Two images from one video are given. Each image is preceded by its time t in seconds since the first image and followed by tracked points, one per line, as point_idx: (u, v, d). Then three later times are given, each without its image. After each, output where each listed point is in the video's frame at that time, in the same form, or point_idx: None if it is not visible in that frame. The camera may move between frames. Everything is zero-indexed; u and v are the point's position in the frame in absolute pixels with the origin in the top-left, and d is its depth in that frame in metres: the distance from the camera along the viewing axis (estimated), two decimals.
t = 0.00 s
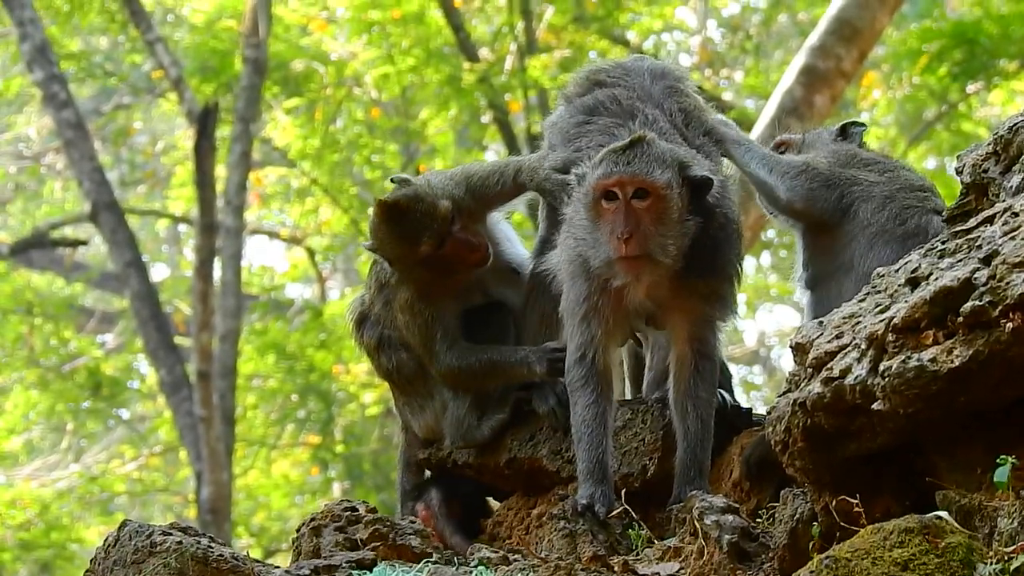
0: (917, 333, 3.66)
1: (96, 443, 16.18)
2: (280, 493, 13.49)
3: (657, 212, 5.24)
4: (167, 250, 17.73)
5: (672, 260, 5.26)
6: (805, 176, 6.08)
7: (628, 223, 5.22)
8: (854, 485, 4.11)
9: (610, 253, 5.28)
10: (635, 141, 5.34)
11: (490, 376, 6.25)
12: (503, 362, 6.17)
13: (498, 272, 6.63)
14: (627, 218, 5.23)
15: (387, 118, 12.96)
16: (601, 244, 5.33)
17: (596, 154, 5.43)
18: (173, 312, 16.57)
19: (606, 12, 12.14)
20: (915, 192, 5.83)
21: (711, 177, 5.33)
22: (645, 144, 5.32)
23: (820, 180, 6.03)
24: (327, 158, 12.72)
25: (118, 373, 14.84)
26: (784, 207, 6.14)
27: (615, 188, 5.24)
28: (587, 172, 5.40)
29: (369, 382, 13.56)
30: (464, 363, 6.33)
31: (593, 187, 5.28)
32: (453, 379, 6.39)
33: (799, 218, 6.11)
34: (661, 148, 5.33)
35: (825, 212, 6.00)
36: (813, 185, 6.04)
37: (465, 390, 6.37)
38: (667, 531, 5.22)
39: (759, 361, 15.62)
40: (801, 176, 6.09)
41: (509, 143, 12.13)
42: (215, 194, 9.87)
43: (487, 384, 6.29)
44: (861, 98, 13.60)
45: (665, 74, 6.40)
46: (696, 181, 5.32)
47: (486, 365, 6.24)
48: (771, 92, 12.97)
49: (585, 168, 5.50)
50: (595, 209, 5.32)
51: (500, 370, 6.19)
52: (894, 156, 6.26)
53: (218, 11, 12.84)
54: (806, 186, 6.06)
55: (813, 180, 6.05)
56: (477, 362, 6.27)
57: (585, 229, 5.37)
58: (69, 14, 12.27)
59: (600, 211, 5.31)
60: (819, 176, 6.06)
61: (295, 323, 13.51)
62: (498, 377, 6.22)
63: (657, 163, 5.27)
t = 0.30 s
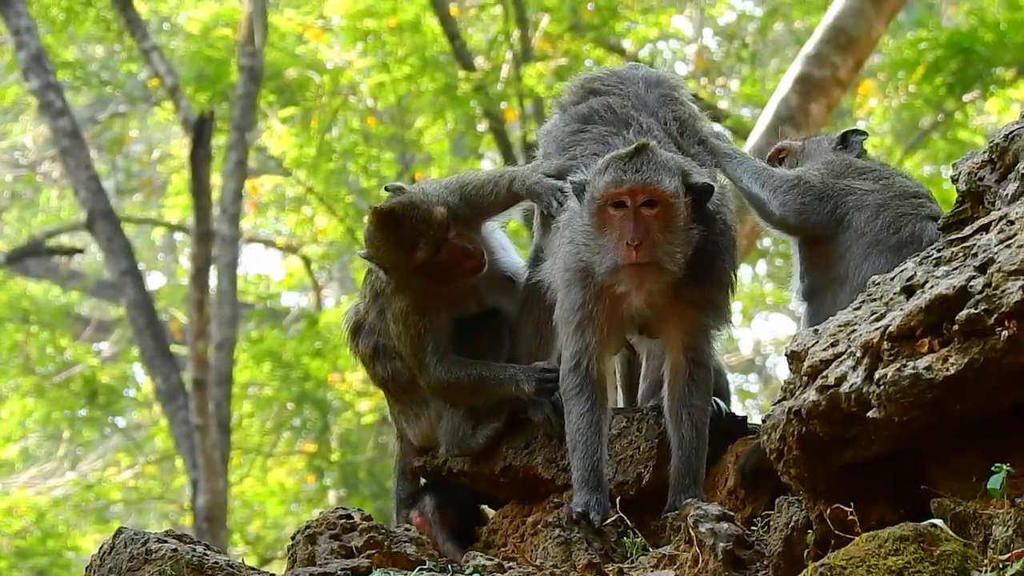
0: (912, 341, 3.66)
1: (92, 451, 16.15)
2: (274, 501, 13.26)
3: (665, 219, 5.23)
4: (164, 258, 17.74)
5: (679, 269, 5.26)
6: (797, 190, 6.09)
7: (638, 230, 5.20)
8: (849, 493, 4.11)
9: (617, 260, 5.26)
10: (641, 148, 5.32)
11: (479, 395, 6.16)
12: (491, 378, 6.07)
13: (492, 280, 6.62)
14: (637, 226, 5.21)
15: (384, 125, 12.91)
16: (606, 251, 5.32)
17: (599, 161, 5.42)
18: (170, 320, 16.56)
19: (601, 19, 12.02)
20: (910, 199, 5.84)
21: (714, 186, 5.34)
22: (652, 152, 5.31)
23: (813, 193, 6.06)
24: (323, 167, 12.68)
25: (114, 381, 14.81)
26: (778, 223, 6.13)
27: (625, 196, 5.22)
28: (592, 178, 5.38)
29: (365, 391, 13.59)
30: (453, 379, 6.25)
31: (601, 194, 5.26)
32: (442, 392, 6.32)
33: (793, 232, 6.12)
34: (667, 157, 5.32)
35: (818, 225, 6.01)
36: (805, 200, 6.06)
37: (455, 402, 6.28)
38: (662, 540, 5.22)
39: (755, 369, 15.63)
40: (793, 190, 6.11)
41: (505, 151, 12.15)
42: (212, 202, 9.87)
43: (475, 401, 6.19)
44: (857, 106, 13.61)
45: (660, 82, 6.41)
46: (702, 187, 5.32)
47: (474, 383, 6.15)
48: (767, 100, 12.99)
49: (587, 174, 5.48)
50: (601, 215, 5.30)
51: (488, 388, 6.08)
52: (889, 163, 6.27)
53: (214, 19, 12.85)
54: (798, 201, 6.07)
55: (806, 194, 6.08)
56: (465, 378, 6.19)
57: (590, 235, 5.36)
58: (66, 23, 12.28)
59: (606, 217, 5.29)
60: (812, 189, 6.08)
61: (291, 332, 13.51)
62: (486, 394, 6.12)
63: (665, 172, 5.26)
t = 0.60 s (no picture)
0: (909, 342, 3.66)
1: (89, 453, 16.10)
2: (272, 502, 13.26)
3: (666, 220, 5.23)
4: (160, 259, 17.73)
5: (678, 270, 5.26)
6: (789, 198, 6.12)
7: (640, 231, 5.20)
8: (846, 494, 4.11)
9: (616, 260, 5.25)
10: (641, 149, 5.32)
11: (473, 398, 6.18)
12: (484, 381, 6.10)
13: (487, 281, 6.62)
14: (637, 226, 5.21)
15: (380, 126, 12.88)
16: (605, 251, 5.31)
17: (598, 161, 5.42)
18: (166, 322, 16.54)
19: (598, 21, 12.00)
20: (905, 202, 5.82)
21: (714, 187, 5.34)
22: (652, 153, 5.30)
23: (806, 200, 6.09)
24: (319, 168, 12.72)
25: (111, 382, 14.78)
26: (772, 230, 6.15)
27: (626, 197, 5.23)
28: (591, 179, 5.38)
29: (361, 393, 13.72)
30: (447, 382, 6.27)
31: (601, 194, 5.27)
32: (436, 394, 6.34)
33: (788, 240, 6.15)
34: (667, 158, 5.32)
35: (811, 232, 6.05)
36: (798, 207, 6.09)
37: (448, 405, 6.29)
38: (659, 541, 5.21)
39: (750, 371, 15.64)
40: (786, 198, 6.14)
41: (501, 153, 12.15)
42: (209, 203, 9.86)
43: (469, 404, 6.22)
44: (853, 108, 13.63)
45: (656, 83, 6.40)
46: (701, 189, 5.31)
47: (468, 385, 6.18)
48: (763, 102, 12.99)
49: (585, 175, 5.48)
50: (601, 216, 5.30)
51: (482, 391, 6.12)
52: (887, 164, 6.26)
53: (211, 20, 12.85)
54: (791, 209, 6.10)
55: (800, 201, 6.10)
56: (460, 381, 6.22)
57: (589, 235, 5.35)
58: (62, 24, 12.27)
59: (606, 217, 5.30)
60: (806, 196, 6.11)
61: (288, 333, 13.50)
62: (479, 396, 6.15)
63: (666, 172, 5.25)
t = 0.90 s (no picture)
0: (908, 341, 3.66)
1: (89, 452, 16.10)
2: (272, 502, 13.27)
3: (669, 220, 5.23)
4: (160, 259, 17.75)
5: (680, 270, 5.25)
6: (787, 201, 6.10)
7: (643, 230, 5.19)
8: (845, 492, 4.10)
9: (619, 259, 5.24)
10: (644, 149, 5.32)
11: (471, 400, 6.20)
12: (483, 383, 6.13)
13: (486, 280, 6.62)
14: (641, 225, 5.21)
15: (379, 126, 12.84)
16: (608, 251, 5.30)
17: (600, 160, 5.41)
18: (166, 322, 16.55)
19: (597, 20, 12.02)
20: (905, 202, 5.83)
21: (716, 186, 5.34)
22: (654, 153, 5.30)
23: (805, 202, 6.08)
24: (319, 168, 12.76)
25: (111, 382, 14.79)
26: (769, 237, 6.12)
27: (630, 196, 5.22)
28: (593, 179, 5.37)
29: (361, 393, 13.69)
30: (444, 383, 6.30)
31: (605, 194, 5.26)
32: (433, 395, 6.36)
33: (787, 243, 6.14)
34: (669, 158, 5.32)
35: (811, 233, 6.04)
36: (796, 209, 6.08)
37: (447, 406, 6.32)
38: (659, 540, 5.21)
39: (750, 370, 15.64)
40: (784, 201, 6.12)
41: (501, 152, 12.16)
42: (208, 203, 9.86)
43: (466, 406, 6.24)
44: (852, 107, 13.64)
45: (654, 82, 6.38)
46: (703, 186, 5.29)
47: (466, 387, 6.20)
48: (762, 100, 13.00)
49: (586, 174, 5.47)
50: (604, 215, 5.29)
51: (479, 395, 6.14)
52: (886, 159, 6.26)
53: (210, 20, 12.85)
54: (789, 211, 6.08)
55: (798, 203, 6.09)
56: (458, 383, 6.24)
57: (592, 235, 5.34)
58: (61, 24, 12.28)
59: (609, 217, 5.29)
60: (804, 198, 6.10)
61: (287, 333, 13.51)
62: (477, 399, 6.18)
63: (669, 172, 5.25)
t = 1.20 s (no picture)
0: (905, 341, 3.66)
1: (85, 451, 16.07)
2: (268, 501, 13.25)
3: (671, 221, 5.22)
4: (156, 258, 17.74)
5: (680, 271, 5.25)
6: (781, 200, 6.08)
7: (646, 231, 5.19)
8: (842, 492, 4.09)
9: (621, 260, 5.24)
10: (645, 149, 5.31)
11: (459, 396, 6.27)
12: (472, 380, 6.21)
13: (484, 280, 6.62)
14: (644, 226, 5.21)
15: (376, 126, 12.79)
16: (609, 252, 5.30)
17: (600, 161, 5.41)
18: (162, 321, 16.53)
19: (594, 20, 12.02)
20: (901, 202, 5.83)
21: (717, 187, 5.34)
22: (655, 154, 5.30)
23: (799, 200, 6.06)
24: (316, 167, 12.78)
25: (107, 381, 14.77)
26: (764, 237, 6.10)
27: (633, 198, 5.21)
28: (595, 179, 5.36)
29: (357, 392, 13.64)
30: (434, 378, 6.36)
31: (607, 194, 5.25)
32: (425, 391, 6.42)
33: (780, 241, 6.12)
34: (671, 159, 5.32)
35: (805, 232, 6.02)
36: (790, 207, 6.05)
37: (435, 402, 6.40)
38: (655, 540, 5.21)
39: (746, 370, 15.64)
40: (777, 200, 6.09)
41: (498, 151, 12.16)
42: (204, 202, 9.83)
43: (453, 403, 6.32)
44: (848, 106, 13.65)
45: (650, 82, 6.36)
46: (705, 187, 5.28)
47: (454, 384, 6.28)
48: (759, 100, 13.00)
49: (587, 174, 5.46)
50: (606, 215, 5.29)
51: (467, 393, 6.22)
52: (885, 149, 6.23)
53: (206, 19, 12.84)
54: (783, 210, 6.05)
55: (793, 202, 6.06)
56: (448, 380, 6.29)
57: (594, 235, 5.34)
58: (58, 23, 12.26)
59: (611, 217, 5.29)
60: (799, 196, 6.08)
61: (284, 332, 13.51)
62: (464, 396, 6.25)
63: (671, 173, 5.24)
